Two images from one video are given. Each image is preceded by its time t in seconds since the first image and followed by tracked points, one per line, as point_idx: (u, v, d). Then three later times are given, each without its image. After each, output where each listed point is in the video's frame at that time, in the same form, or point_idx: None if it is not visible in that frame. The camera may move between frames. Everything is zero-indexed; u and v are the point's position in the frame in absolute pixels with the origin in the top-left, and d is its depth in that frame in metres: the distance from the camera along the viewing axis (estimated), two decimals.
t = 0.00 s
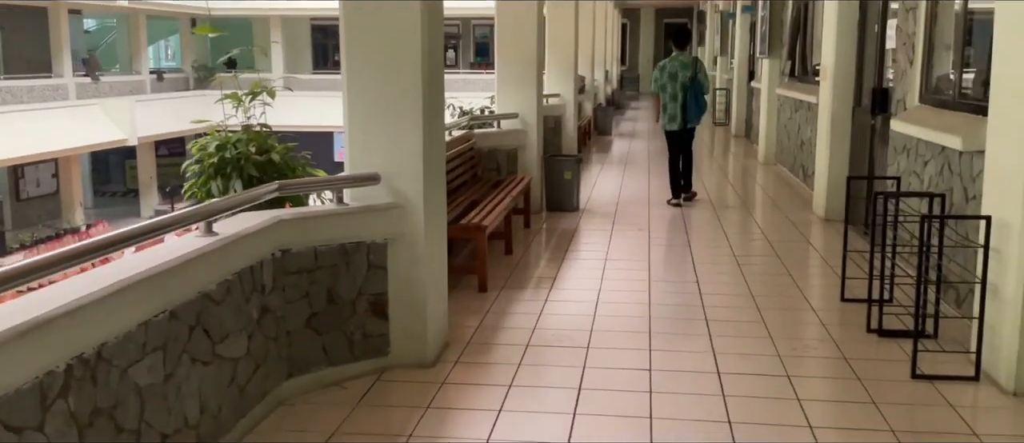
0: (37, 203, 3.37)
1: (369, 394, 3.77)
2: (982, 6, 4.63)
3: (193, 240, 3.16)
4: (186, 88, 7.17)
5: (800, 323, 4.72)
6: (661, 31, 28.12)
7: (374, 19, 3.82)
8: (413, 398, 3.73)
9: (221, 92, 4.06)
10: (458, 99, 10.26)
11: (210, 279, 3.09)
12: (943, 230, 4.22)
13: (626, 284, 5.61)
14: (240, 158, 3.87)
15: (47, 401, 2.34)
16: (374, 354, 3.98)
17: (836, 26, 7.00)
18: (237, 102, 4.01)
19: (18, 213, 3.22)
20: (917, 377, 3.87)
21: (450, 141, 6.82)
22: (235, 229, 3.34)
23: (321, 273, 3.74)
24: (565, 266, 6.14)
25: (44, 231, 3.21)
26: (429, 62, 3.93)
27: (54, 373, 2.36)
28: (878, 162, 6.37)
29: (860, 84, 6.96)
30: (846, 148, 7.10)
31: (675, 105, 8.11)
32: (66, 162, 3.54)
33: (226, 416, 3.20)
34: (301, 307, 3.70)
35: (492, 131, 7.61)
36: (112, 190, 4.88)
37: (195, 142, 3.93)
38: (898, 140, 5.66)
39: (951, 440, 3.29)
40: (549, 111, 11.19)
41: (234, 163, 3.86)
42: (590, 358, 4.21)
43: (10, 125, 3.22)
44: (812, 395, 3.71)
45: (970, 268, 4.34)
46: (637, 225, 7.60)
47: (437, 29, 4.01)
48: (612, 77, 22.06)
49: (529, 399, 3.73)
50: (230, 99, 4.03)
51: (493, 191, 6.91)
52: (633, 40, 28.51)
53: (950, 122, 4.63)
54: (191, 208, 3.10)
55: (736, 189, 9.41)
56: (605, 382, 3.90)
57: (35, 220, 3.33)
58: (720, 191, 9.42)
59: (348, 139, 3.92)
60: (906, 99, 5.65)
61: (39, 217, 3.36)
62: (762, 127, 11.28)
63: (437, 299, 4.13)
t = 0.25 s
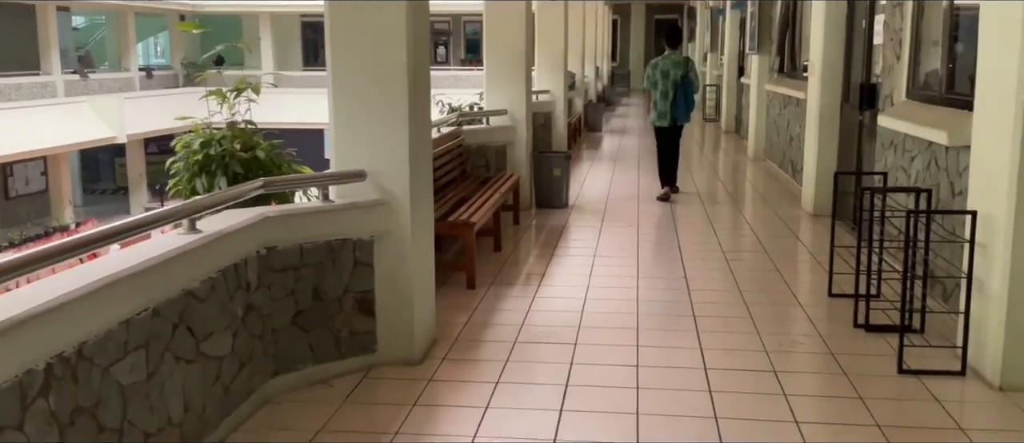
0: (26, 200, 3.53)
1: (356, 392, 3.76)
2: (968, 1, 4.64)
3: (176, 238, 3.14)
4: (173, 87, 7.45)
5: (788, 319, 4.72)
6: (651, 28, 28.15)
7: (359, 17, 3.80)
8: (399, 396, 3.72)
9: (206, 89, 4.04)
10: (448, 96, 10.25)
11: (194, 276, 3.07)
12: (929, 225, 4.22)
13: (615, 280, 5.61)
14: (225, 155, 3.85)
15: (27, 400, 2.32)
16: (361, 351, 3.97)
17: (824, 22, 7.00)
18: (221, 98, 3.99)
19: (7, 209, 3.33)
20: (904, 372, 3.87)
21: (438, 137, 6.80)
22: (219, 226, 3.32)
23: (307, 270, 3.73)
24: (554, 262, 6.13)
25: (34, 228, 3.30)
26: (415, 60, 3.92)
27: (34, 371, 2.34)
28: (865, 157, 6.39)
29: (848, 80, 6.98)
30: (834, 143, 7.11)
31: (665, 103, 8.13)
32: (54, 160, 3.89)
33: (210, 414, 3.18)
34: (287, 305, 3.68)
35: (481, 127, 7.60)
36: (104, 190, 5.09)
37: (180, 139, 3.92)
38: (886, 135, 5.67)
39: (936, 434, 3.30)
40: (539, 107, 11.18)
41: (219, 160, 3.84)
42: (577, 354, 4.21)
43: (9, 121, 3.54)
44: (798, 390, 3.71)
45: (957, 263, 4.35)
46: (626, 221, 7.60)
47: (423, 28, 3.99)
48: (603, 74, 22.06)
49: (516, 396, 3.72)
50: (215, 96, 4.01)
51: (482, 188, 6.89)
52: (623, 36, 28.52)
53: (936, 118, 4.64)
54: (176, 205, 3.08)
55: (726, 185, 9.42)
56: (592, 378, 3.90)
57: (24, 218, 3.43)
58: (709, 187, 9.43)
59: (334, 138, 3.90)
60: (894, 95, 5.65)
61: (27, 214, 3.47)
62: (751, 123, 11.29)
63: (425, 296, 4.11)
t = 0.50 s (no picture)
0: (14, 200, 3.72)
1: (341, 392, 3.74)
2: None
3: (158, 237, 3.11)
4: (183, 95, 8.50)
5: (774, 316, 4.73)
6: (641, 27, 28.21)
7: (343, 17, 3.79)
8: (384, 396, 3.70)
9: (189, 87, 4.01)
10: (435, 94, 10.22)
11: (176, 276, 3.04)
12: (915, 221, 4.23)
13: (602, 278, 5.60)
14: (208, 153, 3.82)
15: (4, 401, 2.29)
16: (346, 351, 3.94)
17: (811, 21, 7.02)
18: (204, 97, 3.96)
19: None
20: (889, 369, 3.88)
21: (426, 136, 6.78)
22: (202, 226, 3.29)
23: (291, 269, 3.70)
24: (542, 261, 6.12)
25: (22, 228, 3.41)
26: (400, 61, 3.90)
27: (11, 373, 2.32)
28: (853, 154, 6.39)
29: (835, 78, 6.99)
30: (822, 141, 7.13)
31: (655, 97, 8.14)
32: (43, 158, 4.06)
33: (192, 415, 3.16)
34: (271, 304, 3.65)
35: (469, 126, 7.56)
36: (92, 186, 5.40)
37: (163, 138, 3.89)
38: (872, 132, 5.68)
39: (921, 431, 3.30)
40: (528, 106, 11.16)
41: (202, 158, 3.81)
42: (564, 352, 4.20)
43: None
44: (784, 388, 3.71)
45: (942, 259, 4.36)
46: (614, 219, 7.60)
47: (408, 28, 3.98)
48: (592, 71, 22.07)
49: (502, 395, 3.70)
50: (198, 94, 3.98)
51: (469, 187, 6.87)
52: (613, 36, 28.63)
53: (922, 115, 4.65)
54: (158, 204, 3.05)
55: (714, 184, 9.43)
56: (578, 376, 3.89)
57: (13, 217, 3.60)
58: (698, 185, 9.43)
59: (319, 137, 3.88)
60: (880, 92, 5.66)
61: (16, 215, 3.64)
62: (739, 122, 11.31)
63: (410, 295, 4.09)
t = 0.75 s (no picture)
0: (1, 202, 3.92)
1: (321, 393, 3.71)
2: None
3: (133, 239, 3.07)
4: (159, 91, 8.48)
5: (758, 314, 4.72)
6: (627, 26, 28.26)
7: (322, 16, 3.75)
8: (364, 398, 3.66)
9: (165, 87, 3.97)
10: (420, 93, 10.18)
11: (149, 277, 3.00)
12: (896, 219, 4.23)
13: (586, 278, 5.58)
14: (185, 154, 3.78)
15: None
16: (326, 352, 3.91)
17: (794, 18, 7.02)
18: (181, 96, 3.92)
19: None
20: (870, 367, 3.88)
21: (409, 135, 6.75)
22: (178, 227, 3.25)
23: (270, 270, 3.66)
24: (525, 260, 6.10)
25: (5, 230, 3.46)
26: (379, 61, 3.86)
27: None
28: (836, 152, 6.40)
29: (818, 76, 7.00)
30: (805, 139, 7.14)
31: (640, 95, 8.14)
32: (27, 159, 4.37)
33: (168, 419, 3.12)
34: (250, 306, 3.62)
35: (453, 125, 7.53)
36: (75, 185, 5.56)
37: (139, 139, 3.85)
38: (855, 130, 5.69)
39: (902, 428, 3.30)
40: (513, 105, 11.13)
41: (179, 159, 3.77)
42: (546, 352, 4.18)
43: None
44: (765, 386, 3.71)
45: (924, 257, 4.36)
46: (599, 218, 7.60)
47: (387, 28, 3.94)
48: (579, 70, 22.07)
49: (483, 396, 3.68)
50: (175, 94, 3.94)
51: (453, 186, 6.84)
52: (599, 35, 28.67)
53: (904, 112, 4.65)
54: (133, 204, 3.01)
55: (699, 182, 9.43)
56: (560, 376, 3.87)
57: None
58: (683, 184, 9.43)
59: (297, 137, 3.84)
60: (862, 90, 5.67)
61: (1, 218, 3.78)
62: (725, 120, 11.33)
63: (391, 296, 4.06)
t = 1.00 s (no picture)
0: None
1: (303, 397, 3.68)
2: None
3: (110, 243, 3.04)
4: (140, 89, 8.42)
5: (742, 315, 4.72)
6: (616, 27, 28.32)
7: (303, 17, 3.73)
8: (347, 401, 3.64)
9: (145, 89, 3.95)
10: (406, 94, 10.15)
11: (127, 282, 2.97)
12: (879, 220, 4.23)
13: (572, 279, 5.57)
14: (165, 156, 3.75)
15: None
16: (308, 356, 3.88)
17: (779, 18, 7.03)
18: (161, 99, 3.90)
19: None
20: (853, 367, 3.88)
21: (394, 137, 6.73)
22: (156, 231, 3.23)
23: (251, 273, 3.64)
24: (511, 261, 6.08)
25: None
26: (360, 62, 3.84)
27: None
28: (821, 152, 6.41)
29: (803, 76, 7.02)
30: (790, 140, 7.16)
31: (622, 98, 8.31)
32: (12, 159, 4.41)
33: (146, 424, 3.10)
34: (230, 310, 3.59)
35: (440, 126, 7.50)
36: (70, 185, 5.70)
37: (119, 141, 3.82)
38: (839, 131, 5.70)
39: (884, 429, 3.30)
40: (501, 106, 11.12)
41: (159, 162, 3.74)
42: (530, 354, 4.17)
43: None
44: (748, 388, 3.70)
45: (907, 257, 4.37)
46: (585, 219, 7.59)
47: (369, 29, 3.92)
48: (568, 71, 22.10)
49: (465, 399, 3.66)
50: (155, 96, 3.91)
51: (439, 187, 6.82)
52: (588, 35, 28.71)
53: (887, 113, 4.66)
54: (110, 207, 2.98)
55: (686, 183, 9.45)
56: (543, 378, 3.85)
57: None
58: (670, 184, 9.44)
59: (279, 139, 3.81)
60: (846, 90, 5.68)
61: None
62: (712, 121, 11.35)
63: (375, 298, 4.04)
